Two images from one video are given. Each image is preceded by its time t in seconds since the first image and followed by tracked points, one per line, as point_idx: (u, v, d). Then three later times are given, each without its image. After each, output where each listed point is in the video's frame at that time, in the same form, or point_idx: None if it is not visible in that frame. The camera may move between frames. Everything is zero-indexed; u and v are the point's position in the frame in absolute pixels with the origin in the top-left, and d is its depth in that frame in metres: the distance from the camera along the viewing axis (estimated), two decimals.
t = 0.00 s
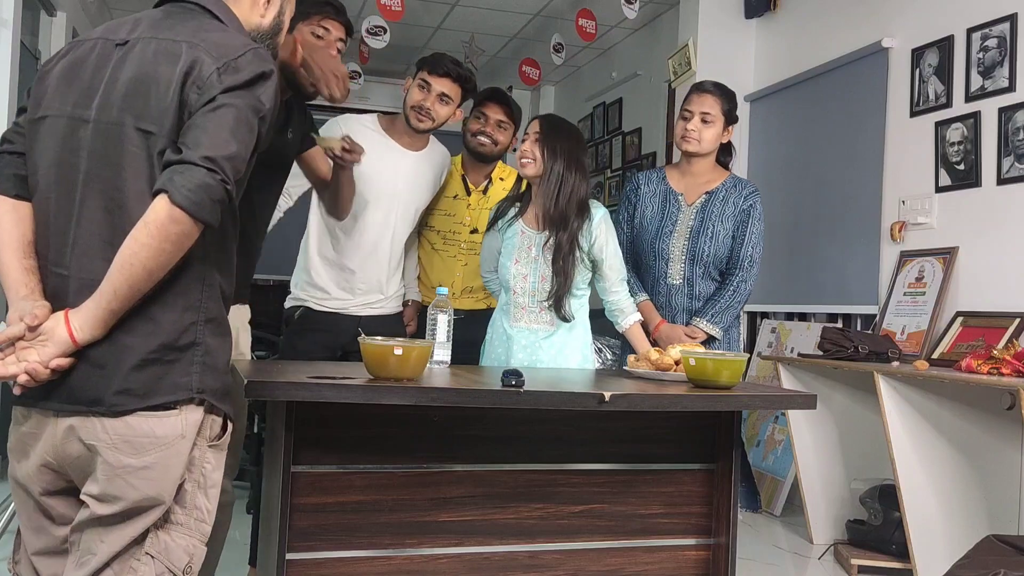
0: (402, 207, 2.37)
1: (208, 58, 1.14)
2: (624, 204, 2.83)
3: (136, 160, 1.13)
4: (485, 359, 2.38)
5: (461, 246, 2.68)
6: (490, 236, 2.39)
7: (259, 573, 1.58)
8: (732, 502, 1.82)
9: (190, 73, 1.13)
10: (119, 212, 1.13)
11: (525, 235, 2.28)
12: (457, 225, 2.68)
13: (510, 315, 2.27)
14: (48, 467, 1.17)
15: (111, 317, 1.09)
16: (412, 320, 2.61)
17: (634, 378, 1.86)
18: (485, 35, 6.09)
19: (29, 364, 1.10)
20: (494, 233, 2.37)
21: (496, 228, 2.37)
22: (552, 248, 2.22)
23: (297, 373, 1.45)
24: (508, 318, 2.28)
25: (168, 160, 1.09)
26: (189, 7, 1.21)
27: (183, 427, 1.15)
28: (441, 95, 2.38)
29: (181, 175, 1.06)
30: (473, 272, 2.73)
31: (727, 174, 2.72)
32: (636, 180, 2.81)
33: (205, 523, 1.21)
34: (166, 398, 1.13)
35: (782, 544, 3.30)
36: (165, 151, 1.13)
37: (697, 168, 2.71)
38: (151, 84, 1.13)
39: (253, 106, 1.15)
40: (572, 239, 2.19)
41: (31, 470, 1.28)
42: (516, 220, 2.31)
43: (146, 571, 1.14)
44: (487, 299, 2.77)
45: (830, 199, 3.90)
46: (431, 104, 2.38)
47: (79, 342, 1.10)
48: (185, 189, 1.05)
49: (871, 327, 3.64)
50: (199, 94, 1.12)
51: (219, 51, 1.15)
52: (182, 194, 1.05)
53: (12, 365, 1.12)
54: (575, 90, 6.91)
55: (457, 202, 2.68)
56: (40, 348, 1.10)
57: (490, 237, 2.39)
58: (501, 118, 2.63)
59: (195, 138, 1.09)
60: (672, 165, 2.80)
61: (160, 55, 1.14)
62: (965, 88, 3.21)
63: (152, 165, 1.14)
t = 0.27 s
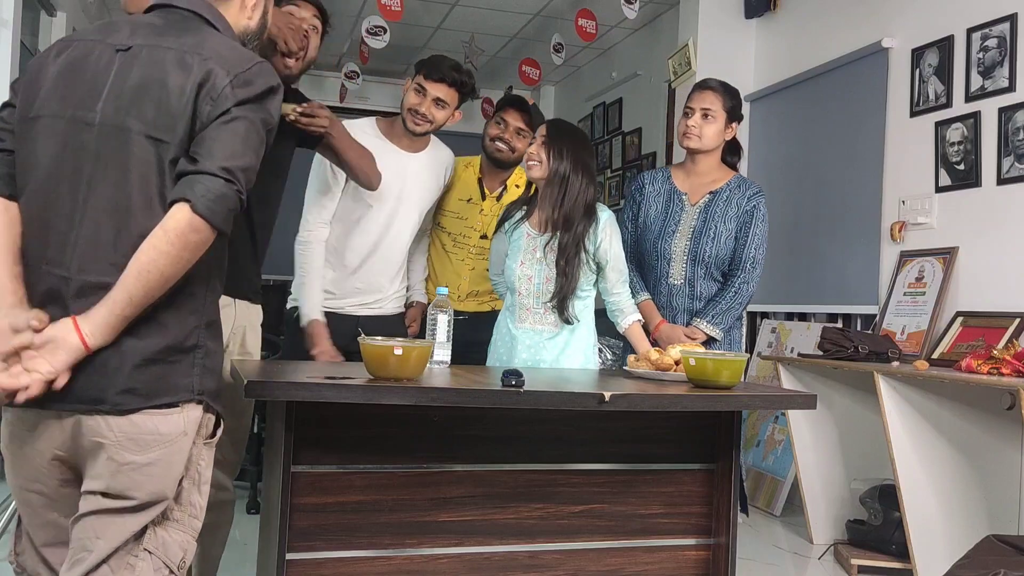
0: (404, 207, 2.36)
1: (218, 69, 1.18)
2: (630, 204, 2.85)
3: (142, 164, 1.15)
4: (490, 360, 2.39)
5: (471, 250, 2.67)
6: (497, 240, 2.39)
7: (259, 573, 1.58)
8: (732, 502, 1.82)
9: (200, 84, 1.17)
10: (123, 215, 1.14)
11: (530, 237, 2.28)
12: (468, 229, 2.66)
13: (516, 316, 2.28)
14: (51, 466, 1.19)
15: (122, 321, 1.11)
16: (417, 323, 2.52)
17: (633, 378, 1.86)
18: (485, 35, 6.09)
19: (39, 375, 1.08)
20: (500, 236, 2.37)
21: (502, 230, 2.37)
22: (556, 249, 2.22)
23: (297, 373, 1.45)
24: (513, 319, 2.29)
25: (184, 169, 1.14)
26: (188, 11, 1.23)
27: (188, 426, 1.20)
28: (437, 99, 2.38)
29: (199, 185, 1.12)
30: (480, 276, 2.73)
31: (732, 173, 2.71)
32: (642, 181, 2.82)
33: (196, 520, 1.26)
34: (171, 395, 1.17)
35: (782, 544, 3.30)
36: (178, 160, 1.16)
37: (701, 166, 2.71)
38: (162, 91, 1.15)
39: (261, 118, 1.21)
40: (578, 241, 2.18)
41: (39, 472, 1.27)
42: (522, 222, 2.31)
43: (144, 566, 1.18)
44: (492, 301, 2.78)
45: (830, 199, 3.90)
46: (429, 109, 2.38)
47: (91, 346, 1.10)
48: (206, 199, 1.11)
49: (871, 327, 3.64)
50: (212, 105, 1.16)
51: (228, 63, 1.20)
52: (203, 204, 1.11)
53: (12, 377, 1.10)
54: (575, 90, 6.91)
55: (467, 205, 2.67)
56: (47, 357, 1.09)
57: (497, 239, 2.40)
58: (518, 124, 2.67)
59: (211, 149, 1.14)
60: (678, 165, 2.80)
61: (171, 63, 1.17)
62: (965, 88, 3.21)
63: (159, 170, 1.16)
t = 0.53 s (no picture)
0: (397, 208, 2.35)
1: (192, 85, 1.20)
2: (635, 205, 2.87)
3: (133, 183, 1.17)
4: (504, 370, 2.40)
5: (469, 249, 2.69)
6: (494, 252, 2.35)
7: (258, 573, 1.58)
8: (732, 502, 1.82)
9: (179, 100, 1.19)
10: (119, 231, 1.16)
11: (540, 252, 2.27)
12: (467, 227, 2.68)
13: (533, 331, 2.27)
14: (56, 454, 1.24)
15: (140, 332, 1.15)
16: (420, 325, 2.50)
17: (634, 378, 1.86)
18: (485, 35, 6.09)
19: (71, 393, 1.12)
20: (500, 249, 2.33)
21: (502, 244, 2.33)
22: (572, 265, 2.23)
23: (296, 373, 1.45)
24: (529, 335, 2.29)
25: (179, 183, 1.17)
26: (151, 28, 1.23)
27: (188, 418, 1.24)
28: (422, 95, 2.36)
29: (197, 197, 1.15)
30: (479, 274, 2.74)
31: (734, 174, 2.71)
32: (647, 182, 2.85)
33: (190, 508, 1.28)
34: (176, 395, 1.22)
35: (782, 544, 3.30)
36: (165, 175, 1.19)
37: (704, 167, 2.71)
38: (142, 110, 1.17)
39: (241, 126, 1.24)
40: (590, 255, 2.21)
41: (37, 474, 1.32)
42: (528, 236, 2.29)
43: (145, 553, 1.19)
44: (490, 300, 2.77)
45: (830, 199, 3.90)
46: (411, 105, 2.37)
47: (119, 357, 1.14)
48: (208, 207, 1.15)
49: (871, 327, 3.64)
50: (192, 121, 1.19)
51: (199, 77, 1.22)
52: (207, 212, 1.15)
53: (54, 405, 1.13)
54: (575, 90, 6.91)
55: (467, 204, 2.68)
56: (78, 375, 1.13)
57: (493, 252, 2.35)
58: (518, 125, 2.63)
59: (205, 162, 1.18)
60: (683, 165, 2.81)
61: (146, 83, 1.18)
62: (965, 88, 3.21)
63: (149, 189, 1.18)
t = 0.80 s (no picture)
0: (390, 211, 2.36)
1: (114, 92, 1.33)
2: (636, 207, 2.88)
3: (64, 186, 1.30)
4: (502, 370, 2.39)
5: (462, 253, 2.73)
6: (495, 251, 2.34)
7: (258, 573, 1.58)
8: (733, 502, 1.82)
9: (101, 105, 1.31)
10: (57, 229, 1.30)
11: (542, 251, 2.27)
12: (457, 232, 2.74)
13: (533, 330, 2.27)
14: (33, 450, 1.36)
15: (76, 320, 1.28)
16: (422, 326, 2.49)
17: (634, 378, 1.86)
18: (485, 35, 6.09)
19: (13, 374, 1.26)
20: (503, 248, 2.33)
21: (504, 242, 2.33)
22: (573, 264, 2.24)
23: (297, 373, 1.45)
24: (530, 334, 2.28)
25: (106, 181, 1.29)
26: (87, 45, 1.36)
27: (127, 399, 1.36)
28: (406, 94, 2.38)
29: (121, 192, 1.27)
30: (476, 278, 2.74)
31: (733, 175, 2.70)
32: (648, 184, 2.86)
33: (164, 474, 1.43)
34: (110, 377, 1.34)
35: (782, 544, 3.30)
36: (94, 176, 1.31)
37: (703, 170, 2.72)
38: (67, 119, 1.29)
39: (162, 126, 1.36)
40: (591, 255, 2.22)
41: (30, 469, 1.40)
42: (530, 235, 2.29)
43: (130, 524, 1.36)
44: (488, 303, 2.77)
45: (830, 199, 3.90)
46: (394, 104, 2.38)
47: (55, 343, 1.27)
48: (130, 202, 1.27)
49: (871, 327, 3.64)
50: (113, 122, 1.32)
51: (120, 84, 1.34)
52: (129, 206, 1.27)
53: None
54: (575, 90, 6.91)
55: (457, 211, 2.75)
56: (17, 360, 1.25)
57: (495, 250, 2.34)
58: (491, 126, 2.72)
59: (128, 161, 1.30)
60: (685, 169, 2.82)
61: (70, 94, 1.31)
62: (965, 88, 3.21)
63: (81, 191, 1.30)
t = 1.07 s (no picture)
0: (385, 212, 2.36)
1: (67, 84, 1.34)
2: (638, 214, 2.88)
3: (28, 178, 1.35)
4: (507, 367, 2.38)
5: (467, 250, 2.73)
6: (501, 251, 2.37)
7: (257, 573, 1.58)
8: (733, 502, 1.82)
9: (51, 97, 1.33)
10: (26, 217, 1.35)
11: (543, 246, 2.28)
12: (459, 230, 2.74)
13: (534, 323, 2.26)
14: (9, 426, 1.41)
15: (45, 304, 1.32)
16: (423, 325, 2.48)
17: (633, 378, 1.86)
18: (485, 34, 6.08)
19: None
20: (507, 245, 2.35)
21: (509, 240, 2.35)
22: (572, 257, 2.23)
23: (296, 373, 1.45)
24: (531, 328, 2.28)
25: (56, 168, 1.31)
26: (53, 49, 1.39)
27: (99, 383, 1.39)
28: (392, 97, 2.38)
29: (69, 178, 1.28)
30: (484, 273, 2.75)
31: (730, 179, 2.70)
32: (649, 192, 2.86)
33: (143, 451, 1.47)
34: (81, 362, 1.37)
35: (782, 544, 3.30)
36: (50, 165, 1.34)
37: (700, 175, 2.72)
38: (27, 113, 1.34)
39: (111, 114, 1.36)
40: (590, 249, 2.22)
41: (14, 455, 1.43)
42: (532, 232, 2.31)
43: (107, 501, 1.40)
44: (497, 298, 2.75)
45: (830, 199, 3.90)
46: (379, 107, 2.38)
47: (28, 328, 1.31)
48: (74, 186, 1.28)
49: (871, 327, 3.64)
50: (65, 112, 1.33)
51: (74, 75, 1.35)
52: (72, 187, 1.28)
53: None
54: (575, 90, 6.91)
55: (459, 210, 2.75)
56: None
57: (501, 250, 2.37)
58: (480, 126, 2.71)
59: (73, 145, 1.31)
60: (683, 175, 2.82)
61: (27, 91, 1.35)
62: (965, 88, 3.21)
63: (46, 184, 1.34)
